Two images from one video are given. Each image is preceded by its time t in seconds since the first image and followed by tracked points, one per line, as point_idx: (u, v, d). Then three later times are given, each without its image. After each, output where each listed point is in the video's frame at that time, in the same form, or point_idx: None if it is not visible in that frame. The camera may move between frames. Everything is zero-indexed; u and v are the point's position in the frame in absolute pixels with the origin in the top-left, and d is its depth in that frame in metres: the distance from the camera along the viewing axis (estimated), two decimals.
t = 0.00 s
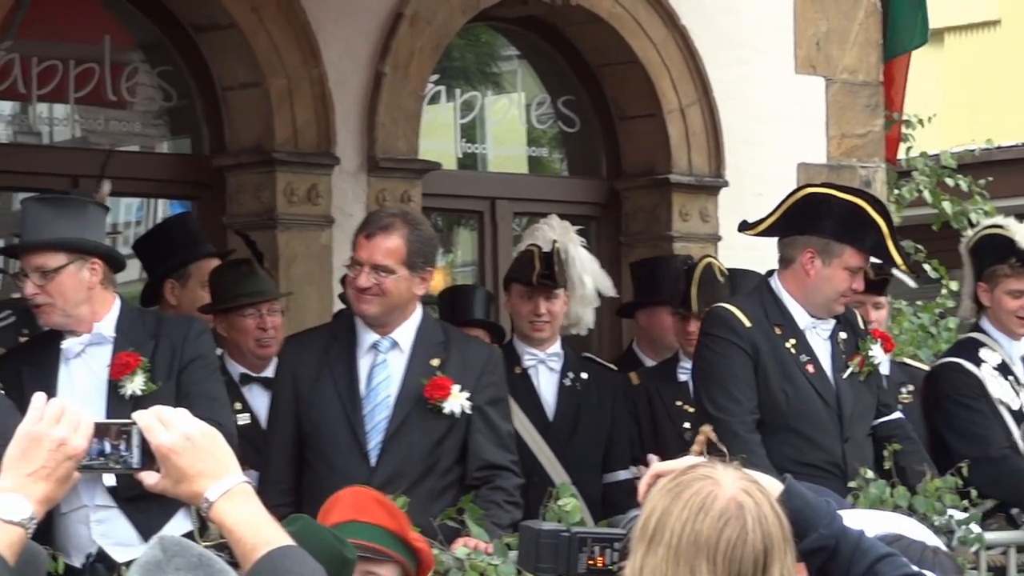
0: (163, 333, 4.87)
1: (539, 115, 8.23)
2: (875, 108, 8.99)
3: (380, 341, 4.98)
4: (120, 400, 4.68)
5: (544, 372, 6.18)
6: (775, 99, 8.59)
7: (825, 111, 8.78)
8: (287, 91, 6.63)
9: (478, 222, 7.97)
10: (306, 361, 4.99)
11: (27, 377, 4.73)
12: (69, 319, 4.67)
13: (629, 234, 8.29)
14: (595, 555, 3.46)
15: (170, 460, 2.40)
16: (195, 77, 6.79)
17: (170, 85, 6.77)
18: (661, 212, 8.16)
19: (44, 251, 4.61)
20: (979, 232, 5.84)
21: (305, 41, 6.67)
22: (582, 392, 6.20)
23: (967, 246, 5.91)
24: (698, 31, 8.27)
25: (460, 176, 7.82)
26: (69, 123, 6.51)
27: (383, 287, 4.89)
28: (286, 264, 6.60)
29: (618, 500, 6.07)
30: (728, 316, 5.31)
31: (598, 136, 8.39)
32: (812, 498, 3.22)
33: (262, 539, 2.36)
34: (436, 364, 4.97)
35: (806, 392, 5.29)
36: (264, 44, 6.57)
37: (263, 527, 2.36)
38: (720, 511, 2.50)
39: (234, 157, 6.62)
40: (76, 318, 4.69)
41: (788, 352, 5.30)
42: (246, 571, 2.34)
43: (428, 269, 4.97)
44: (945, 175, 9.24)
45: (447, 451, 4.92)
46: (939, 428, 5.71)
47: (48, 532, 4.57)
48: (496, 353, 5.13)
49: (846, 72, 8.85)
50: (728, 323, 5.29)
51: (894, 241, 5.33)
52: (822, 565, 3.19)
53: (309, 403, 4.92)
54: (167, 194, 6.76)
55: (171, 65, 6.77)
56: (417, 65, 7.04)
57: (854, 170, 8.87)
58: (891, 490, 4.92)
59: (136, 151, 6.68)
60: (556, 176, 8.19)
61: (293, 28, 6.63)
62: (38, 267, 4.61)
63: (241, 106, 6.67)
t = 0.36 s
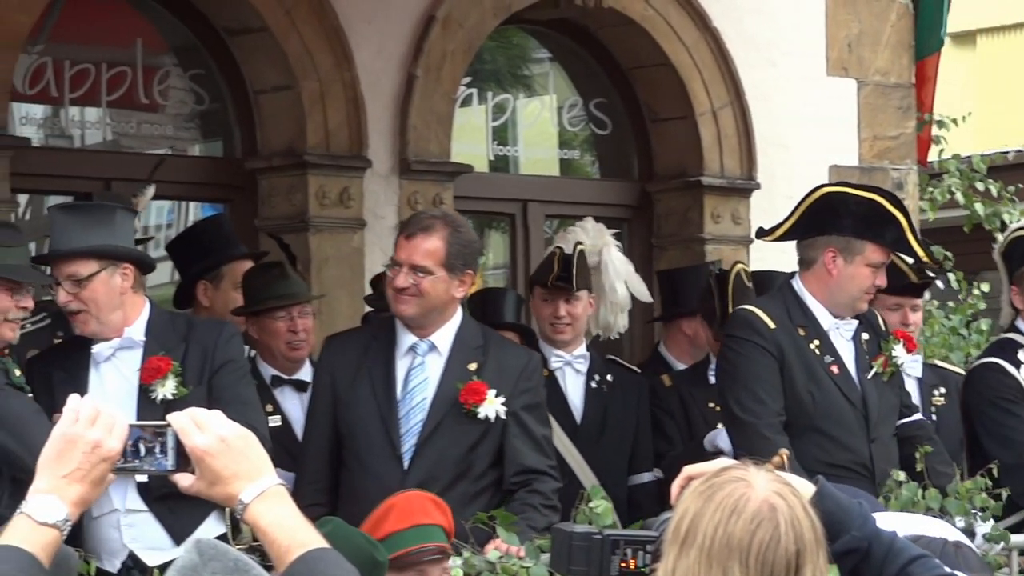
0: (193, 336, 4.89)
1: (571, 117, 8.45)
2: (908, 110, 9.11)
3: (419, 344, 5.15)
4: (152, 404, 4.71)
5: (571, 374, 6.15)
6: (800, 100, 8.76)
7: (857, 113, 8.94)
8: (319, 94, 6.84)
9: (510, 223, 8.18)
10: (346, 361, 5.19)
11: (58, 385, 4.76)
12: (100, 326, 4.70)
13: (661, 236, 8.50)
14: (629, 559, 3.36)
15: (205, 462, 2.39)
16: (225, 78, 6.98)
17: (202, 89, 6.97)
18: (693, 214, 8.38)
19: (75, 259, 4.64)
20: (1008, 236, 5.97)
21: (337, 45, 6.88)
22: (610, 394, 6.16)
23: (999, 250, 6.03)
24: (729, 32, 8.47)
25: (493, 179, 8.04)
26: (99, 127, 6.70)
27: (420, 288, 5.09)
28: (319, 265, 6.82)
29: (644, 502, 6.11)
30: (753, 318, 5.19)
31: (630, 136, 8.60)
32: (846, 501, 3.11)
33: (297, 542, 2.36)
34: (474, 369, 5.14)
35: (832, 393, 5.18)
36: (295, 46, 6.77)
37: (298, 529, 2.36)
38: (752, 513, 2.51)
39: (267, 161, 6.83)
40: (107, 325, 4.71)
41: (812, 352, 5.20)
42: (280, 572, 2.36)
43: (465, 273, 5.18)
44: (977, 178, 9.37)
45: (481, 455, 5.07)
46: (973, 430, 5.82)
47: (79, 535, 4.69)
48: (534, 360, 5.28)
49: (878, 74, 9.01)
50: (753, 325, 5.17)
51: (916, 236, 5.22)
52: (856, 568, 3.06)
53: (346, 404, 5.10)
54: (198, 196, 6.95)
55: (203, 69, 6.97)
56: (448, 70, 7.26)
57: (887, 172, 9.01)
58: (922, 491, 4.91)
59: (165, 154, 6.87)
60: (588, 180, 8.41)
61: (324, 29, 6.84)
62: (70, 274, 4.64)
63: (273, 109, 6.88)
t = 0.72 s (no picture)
0: (214, 338, 4.82)
1: (596, 118, 8.51)
2: (933, 110, 9.19)
3: (445, 344, 5.19)
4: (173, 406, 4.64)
5: (589, 376, 6.14)
6: (824, 102, 8.76)
7: (884, 112, 8.99)
8: (344, 95, 6.85)
9: (535, 224, 8.23)
10: (375, 360, 5.23)
11: (79, 391, 4.72)
12: (131, 326, 4.64)
13: (687, 237, 8.52)
14: (654, 560, 3.41)
15: (231, 465, 2.38)
16: (250, 78, 7.01)
17: (227, 88, 7.01)
18: (717, 215, 8.39)
19: (112, 257, 4.59)
20: None
21: (362, 46, 6.90)
22: (627, 397, 6.16)
23: None
24: (754, 34, 8.47)
25: (519, 179, 8.08)
26: (125, 128, 6.71)
27: (446, 287, 5.13)
28: (343, 265, 6.82)
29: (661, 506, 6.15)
30: (772, 321, 5.02)
31: (654, 138, 8.63)
32: (871, 501, 3.14)
33: (324, 543, 2.37)
34: (500, 370, 5.16)
35: (852, 396, 5.02)
36: (321, 47, 6.78)
37: (326, 532, 2.37)
38: (777, 514, 2.50)
39: (292, 162, 6.86)
40: (138, 325, 4.66)
41: (830, 356, 5.03)
42: (306, 573, 2.37)
43: (491, 272, 5.20)
44: (1002, 180, 9.38)
45: (508, 457, 5.10)
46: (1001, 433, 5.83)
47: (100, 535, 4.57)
48: (560, 361, 5.30)
49: (904, 75, 9.07)
50: (772, 327, 5.00)
51: (933, 233, 5.06)
52: (881, 569, 3.12)
53: (373, 405, 5.14)
54: (223, 197, 7.01)
55: (228, 69, 7.00)
56: (474, 71, 7.29)
57: (912, 173, 9.06)
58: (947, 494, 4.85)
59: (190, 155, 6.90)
60: (613, 180, 8.46)
61: (350, 29, 6.85)
62: (108, 272, 4.59)
63: (300, 109, 6.89)
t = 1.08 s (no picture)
0: (240, 338, 4.75)
1: (622, 118, 8.66)
2: (959, 111, 9.37)
3: (471, 345, 5.18)
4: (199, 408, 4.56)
5: (608, 376, 6.11)
6: (849, 101, 8.94)
7: (910, 113, 9.19)
8: (370, 95, 7.03)
9: (559, 224, 8.40)
10: (401, 360, 5.24)
11: (105, 390, 4.70)
12: (157, 326, 4.58)
13: (713, 237, 8.68)
14: (683, 560, 3.51)
15: (259, 464, 2.42)
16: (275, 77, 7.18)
17: (253, 89, 7.18)
18: (744, 216, 8.56)
19: (136, 258, 4.54)
20: None
21: (387, 47, 7.07)
22: (645, 397, 6.16)
23: None
24: (779, 34, 8.66)
25: (543, 180, 8.25)
26: (150, 128, 6.87)
27: (471, 286, 5.11)
28: (367, 262, 7.00)
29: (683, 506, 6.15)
30: (796, 321, 4.96)
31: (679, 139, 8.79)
32: (899, 503, 3.14)
33: (351, 543, 2.40)
34: (526, 370, 5.14)
35: (876, 397, 4.95)
36: (348, 48, 6.96)
37: (353, 532, 2.40)
38: (807, 515, 2.52)
39: (318, 162, 7.03)
40: (165, 326, 4.60)
41: (855, 357, 4.96)
42: (334, 574, 2.40)
43: (515, 271, 5.18)
44: None
45: (534, 457, 5.09)
46: None
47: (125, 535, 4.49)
48: (587, 360, 5.28)
49: (930, 76, 9.27)
50: (796, 328, 4.94)
51: (956, 231, 5.00)
52: (910, 569, 3.13)
53: (399, 405, 5.16)
54: (250, 197, 7.18)
55: (253, 69, 7.18)
56: (499, 72, 7.46)
57: (938, 174, 9.26)
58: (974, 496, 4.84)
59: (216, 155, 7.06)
60: (639, 180, 8.62)
61: (378, 32, 7.04)
62: (133, 274, 4.54)
63: (326, 109, 7.08)
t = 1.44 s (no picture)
0: (270, 337, 4.68)
1: (652, 117, 8.80)
2: (989, 109, 9.54)
3: (499, 342, 5.17)
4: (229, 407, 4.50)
5: (632, 375, 6.09)
6: (878, 99, 9.09)
7: (940, 113, 9.37)
8: (399, 92, 7.11)
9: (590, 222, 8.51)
10: (429, 360, 5.23)
11: (135, 389, 4.61)
12: (183, 326, 4.53)
13: (743, 236, 8.83)
14: (715, 558, 3.66)
15: (286, 463, 2.43)
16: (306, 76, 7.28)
17: (283, 87, 7.27)
18: (773, 214, 8.69)
19: (161, 259, 4.49)
20: None
21: (417, 45, 7.16)
22: (668, 395, 6.14)
23: None
24: (809, 31, 8.78)
25: (574, 178, 8.37)
26: (179, 126, 6.92)
27: (499, 284, 5.10)
28: (399, 260, 7.08)
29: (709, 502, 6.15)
30: (825, 318, 4.95)
31: (710, 138, 8.95)
32: (932, 500, 3.17)
33: (380, 542, 2.39)
34: (554, 368, 5.13)
35: (907, 394, 4.94)
36: (377, 46, 7.05)
37: (381, 530, 2.39)
38: (839, 513, 2.50)
39: (348, 160, 7.13)
40: (191, 325, 4.55)
41: (886, 356, 4.94)
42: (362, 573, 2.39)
43: (544, 268, 5.17)
44: None
45: (563, 455, 5.07)
46: None
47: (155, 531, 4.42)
48: (616, 356, 5.25)
49: (961, 74, 9.42)
50: (825, 325, 4.93)
51: (986, 225, 4.97)
52: (941, 567, 3.14)
53: (427, 404, 5.15)
54: (279, 196, 7.26)
55: (283, 66, 7.26)
56: (530, 71, 7.54)
57: (968, 172, 9.43)
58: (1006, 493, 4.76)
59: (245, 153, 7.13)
60: (669, 179, 8.77)
61: (406, 30, 7.12)
62: (158, 275, 4.50)
63: (358, 107, 7.17)
